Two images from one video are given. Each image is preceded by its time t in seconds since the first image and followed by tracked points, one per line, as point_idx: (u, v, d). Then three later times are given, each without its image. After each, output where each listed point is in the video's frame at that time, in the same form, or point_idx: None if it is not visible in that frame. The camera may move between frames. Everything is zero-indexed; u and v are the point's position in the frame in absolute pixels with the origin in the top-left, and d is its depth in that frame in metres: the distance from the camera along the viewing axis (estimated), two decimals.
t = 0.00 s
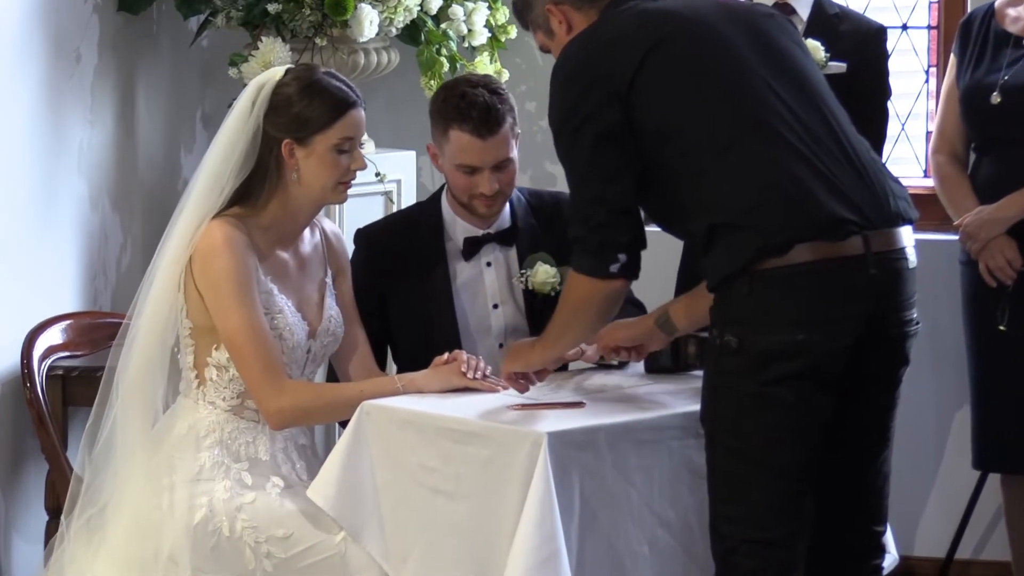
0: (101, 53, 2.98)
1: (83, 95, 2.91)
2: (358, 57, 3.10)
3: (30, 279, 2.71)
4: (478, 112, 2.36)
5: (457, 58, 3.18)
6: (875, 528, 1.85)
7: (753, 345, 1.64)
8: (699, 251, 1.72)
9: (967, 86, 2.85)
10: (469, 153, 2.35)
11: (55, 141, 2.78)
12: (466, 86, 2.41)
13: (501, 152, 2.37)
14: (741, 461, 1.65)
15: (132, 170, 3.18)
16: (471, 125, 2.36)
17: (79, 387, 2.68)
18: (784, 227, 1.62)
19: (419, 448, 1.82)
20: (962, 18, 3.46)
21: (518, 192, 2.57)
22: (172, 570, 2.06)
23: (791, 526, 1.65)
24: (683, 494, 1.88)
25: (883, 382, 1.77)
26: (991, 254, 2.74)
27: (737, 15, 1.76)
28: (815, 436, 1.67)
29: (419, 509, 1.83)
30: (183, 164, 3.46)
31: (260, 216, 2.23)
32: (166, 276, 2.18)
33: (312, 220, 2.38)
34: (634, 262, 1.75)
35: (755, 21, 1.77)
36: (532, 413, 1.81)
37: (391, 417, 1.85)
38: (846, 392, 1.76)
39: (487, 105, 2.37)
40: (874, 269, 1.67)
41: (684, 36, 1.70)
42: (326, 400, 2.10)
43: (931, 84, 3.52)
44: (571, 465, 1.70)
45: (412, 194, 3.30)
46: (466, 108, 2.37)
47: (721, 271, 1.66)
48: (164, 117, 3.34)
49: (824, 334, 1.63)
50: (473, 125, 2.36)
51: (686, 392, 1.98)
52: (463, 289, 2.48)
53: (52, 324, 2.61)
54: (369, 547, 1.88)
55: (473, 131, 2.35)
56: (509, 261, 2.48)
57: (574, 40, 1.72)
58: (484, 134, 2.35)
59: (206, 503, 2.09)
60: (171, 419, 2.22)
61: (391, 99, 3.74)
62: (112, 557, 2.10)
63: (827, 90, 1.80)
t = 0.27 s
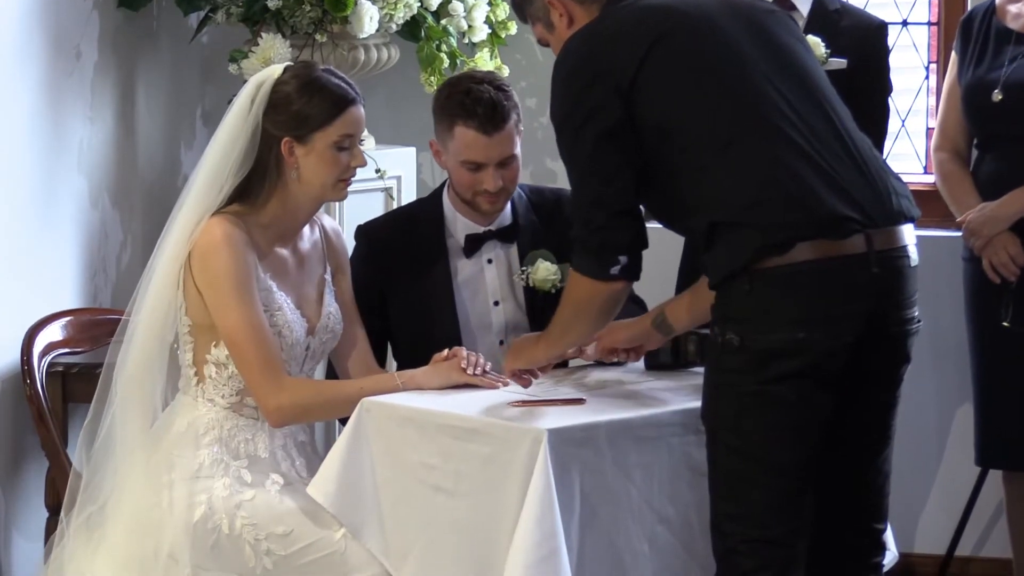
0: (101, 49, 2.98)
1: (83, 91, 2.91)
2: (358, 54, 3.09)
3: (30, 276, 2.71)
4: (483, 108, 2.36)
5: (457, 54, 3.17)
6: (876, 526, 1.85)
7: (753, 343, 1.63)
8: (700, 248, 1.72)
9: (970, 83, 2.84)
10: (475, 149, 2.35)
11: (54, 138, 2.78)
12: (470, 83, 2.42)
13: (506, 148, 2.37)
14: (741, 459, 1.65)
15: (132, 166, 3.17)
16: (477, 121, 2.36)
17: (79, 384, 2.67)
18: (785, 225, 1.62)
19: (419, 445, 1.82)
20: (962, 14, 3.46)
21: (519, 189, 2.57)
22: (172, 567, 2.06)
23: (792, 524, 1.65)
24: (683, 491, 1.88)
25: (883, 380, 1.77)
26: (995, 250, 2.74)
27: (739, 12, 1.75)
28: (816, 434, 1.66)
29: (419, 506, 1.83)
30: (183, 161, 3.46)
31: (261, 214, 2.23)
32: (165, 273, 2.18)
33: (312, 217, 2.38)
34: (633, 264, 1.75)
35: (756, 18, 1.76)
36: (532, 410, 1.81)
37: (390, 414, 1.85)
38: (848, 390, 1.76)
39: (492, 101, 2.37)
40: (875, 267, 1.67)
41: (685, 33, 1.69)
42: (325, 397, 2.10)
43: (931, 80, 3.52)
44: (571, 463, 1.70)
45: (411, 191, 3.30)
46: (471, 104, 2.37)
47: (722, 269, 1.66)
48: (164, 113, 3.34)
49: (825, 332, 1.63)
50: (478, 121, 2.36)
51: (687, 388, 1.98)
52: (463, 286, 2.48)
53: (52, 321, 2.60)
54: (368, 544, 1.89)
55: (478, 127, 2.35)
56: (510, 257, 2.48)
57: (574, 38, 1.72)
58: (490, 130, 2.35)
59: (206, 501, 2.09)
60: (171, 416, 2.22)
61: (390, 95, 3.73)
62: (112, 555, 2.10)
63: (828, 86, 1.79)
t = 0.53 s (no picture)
0: (101, 49, 2.98)
1: (83, 91, 2.91)
2: (358, 54, 3.09)
3: (30, 276, 2.71)
4: (489, 106, 2.37)
5: (457, 53, 3.16)
6: (876, 526, 1.85)
7: (754, 343, 1.63)
8: (701, 248, 1.72)
9: (972, 83, 2.84)
10: (480, 147, 2.35)
11: (54, 138, 2.78)
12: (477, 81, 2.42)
13: (512, 146, 2.37)
14: (741, 459, 1.65)
15: (132, 166, 3.17)
16: (482, 119, 2.36)
17: (79, 384, 2.67)
18: (786, 226, 1.62)
19: (419, 445, 1.82)
20: (962, 14, 3.46)
21: (521, 188, 2.57)
22: (173, 567, 2.06)
23: (792, 524, 1.65)
24: (683, 491, 1.88)
25: (883, 381, 1.77)
26: (999, 251, 2.72)
27: (739, 13, 1.75)
28: (816, 434, 1.66)
29: (419, 506, 1.83)
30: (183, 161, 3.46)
31: (262, 215, 2.23)
32: (166, 273, 2.18)
33: (313, 217, 2.38)
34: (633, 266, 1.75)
35: (756, 19, 1.76)
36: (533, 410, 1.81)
37: (391, 414, 1.85)
38: (848, 391, 1.76)
39: (498, 100, 2.37)
40: (876, 267, 1.67)
41: (685, 34, 1.69)
42: (326, 396, 2.10)
43: (931, 80, 3.52)
44: (571, 463, 1.70)
45: (412, 191, 3.30)
46: (477, 102, 2.37)
47: (723, 269, 1.66)
48: (164, 113, 3.34)
49: (826, 333, 1.63)
50: (484, 119, 2.36)
51: (688, 388, 1.99)
52: (465, 286, 2.47)
53: (52, 321, 2.60)
54: (368, 544, 1.89)
55: (484, 125, 2.36)
56: (511, 257, 2.48)
57: (574, 38, 1.71)
58: (495, 128, 2.36)
59: (206, 501, 2.09)
60: (171, 416, 2.22)
61: (391, 95, 3.73)
62: (112, 554, 2.10)
63: (828, 87, 1.79)
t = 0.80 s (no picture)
0: (101, 49, 2.98)
1: (83, 91, 2.90)
2: (358, 54, 3.09)
3: (30, 277, 2.71)
4: (490, 105, 2.36)
5: (457, 54, 3.16)
6: (876, 526, 1.85)
7: (754, 343, 1.63)
8: (701, 249, 1.72)
9: (974, 82, 2.84)
10: (481, 146, 2.35)
11: (54, 138, 2.78)
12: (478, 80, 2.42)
13: (513, 146, 2.37)
14: (741, 459, 1.65)
15: (132, 166, 3.17)
16: (483, 118, 2.36)
17: (80, 384, 2.67)
18: (787, 226, 1.62)
19: (419, 445, 1.82)
20: (962, 15, 3.46)
21: (522, 188, 2.57)
22: (173, 567, 2.06)
23: (792, 524, 1.65)
24: (683, 491, 1.88)
25: (884, 381, 1.77)
26: (1001, 252, 2.71)
27: (740, 15, 1.75)
28: (817, 434, 1.66)
29: (419, 506, 1.83)
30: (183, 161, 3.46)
31: (263, 216, 2.23)
32: (166, 273, 2.18)
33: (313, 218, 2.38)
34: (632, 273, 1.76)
35: (755, 19, 1.76)
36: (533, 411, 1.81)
37: (390, 414, 1.85)
38: (849, 392, 1.76)
39: (499, 99, 2.37)
40: (877, 267, 1.67)
41: (685, 34, 1.69)
42: (326, 396, 2.10)
43: (931, 81, 3.52)
44: (571, 463, 1.70)
45: (411, 191, 3.30)
46: (479, 101, 2.37)
47: (724, 269, 1.66)
48: (164, 113, 3.34)
49: (826, 333, 1.63)
50: (486, 118, 2.36)
51: (688, 387, 1.99)
52: (465, 286, 2.47)
53: (52, 321, 2.60)
54: (368, 544, 1.89)
55: (486, 124, 2.36)
56: (512, 257, 2.48)
57: (574, 39, 1.72)
58: (497, 127, 2.36)
59: (206, 501, 2.09)
60: (170, 416, 2.22)
61: (391, 96, 3.73)
62: (113, 554, 2.10)
63: (828, 87, 1.79)
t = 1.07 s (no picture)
0: (101, 49, 2.98)
1: (83, 91, 2.90)
2: (358, 55, 3.09)
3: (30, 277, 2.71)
4: (491, 106, 2.36)
5: (458, 55, 3.16)
6: (877, 527, 1.85)
7: (758, 344, 1.64)
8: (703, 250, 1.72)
9: (976, 82, 2.85)
10: (481, 147, 2.36)
11: (55, 138, 2.78)
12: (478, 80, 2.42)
13: (513, 146, 2.38)
14: (743, 459, 1.65)
15: (132, 167, 3.17)
16: (484, 118, 2.36)
17: (80, 385, 2.67)
18: (789, 226, 1.62)
19: (419, 446, 1.82)
20: (962, 16, 3.46)
21: (522, 189, 2.57)
22: (173, 567, 2.06)
23: (794, 525, 1.66)
24: (684, 492, 1.88)
25: (885, 382, 1.77)
26: (1003, 253, 2.72)
27: (740, 15, 1.75)
28: (820, 435, 1.67)
29: (420, 506, 1.83)
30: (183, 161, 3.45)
31: (265, 216, 2.23)
32: (168, 274, 2.18)
33: (313, 218, 2.37)
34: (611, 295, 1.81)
35: (758, 21, 1.76)
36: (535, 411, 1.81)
37: (391, 415, 1.85)
38: (851, 393, 1.76)
39: (500, 100, 2.37)
40: (879, 268, 1.67)
41: (686, 34, 1.70)
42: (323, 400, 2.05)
43: (931, 82, 3.52)
44: (571, 463, 1.70)
45: (412, 192, 3.30)
46: (479, 101, 2.37)
47: (727, 270, 1.66)
48: (164, 114, 3.34)
49: (830, 334, 1.63)
50: (486, 119, 2.36)
51: (689, 388, 1.99)
52: (465, 286, 2.47)
53: (52, 322, 2.60)
54: (369, 545, 1.89)
55: (486, 124, 2.36)
56: (511, 258, 2.48)
57: (575, 40, 1.72)
58: (498, 127, 2.36)
59: (207, 501, 2.09)
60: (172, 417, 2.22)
61: (391, 96, 3.73)
62: (113, 555, 2.10)
63: (829, 88, 1.80)
